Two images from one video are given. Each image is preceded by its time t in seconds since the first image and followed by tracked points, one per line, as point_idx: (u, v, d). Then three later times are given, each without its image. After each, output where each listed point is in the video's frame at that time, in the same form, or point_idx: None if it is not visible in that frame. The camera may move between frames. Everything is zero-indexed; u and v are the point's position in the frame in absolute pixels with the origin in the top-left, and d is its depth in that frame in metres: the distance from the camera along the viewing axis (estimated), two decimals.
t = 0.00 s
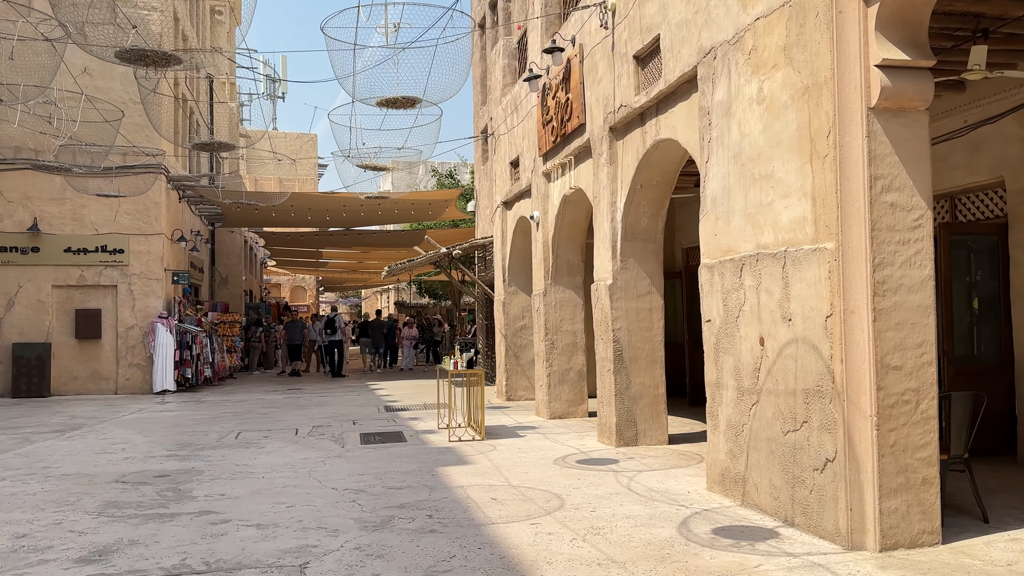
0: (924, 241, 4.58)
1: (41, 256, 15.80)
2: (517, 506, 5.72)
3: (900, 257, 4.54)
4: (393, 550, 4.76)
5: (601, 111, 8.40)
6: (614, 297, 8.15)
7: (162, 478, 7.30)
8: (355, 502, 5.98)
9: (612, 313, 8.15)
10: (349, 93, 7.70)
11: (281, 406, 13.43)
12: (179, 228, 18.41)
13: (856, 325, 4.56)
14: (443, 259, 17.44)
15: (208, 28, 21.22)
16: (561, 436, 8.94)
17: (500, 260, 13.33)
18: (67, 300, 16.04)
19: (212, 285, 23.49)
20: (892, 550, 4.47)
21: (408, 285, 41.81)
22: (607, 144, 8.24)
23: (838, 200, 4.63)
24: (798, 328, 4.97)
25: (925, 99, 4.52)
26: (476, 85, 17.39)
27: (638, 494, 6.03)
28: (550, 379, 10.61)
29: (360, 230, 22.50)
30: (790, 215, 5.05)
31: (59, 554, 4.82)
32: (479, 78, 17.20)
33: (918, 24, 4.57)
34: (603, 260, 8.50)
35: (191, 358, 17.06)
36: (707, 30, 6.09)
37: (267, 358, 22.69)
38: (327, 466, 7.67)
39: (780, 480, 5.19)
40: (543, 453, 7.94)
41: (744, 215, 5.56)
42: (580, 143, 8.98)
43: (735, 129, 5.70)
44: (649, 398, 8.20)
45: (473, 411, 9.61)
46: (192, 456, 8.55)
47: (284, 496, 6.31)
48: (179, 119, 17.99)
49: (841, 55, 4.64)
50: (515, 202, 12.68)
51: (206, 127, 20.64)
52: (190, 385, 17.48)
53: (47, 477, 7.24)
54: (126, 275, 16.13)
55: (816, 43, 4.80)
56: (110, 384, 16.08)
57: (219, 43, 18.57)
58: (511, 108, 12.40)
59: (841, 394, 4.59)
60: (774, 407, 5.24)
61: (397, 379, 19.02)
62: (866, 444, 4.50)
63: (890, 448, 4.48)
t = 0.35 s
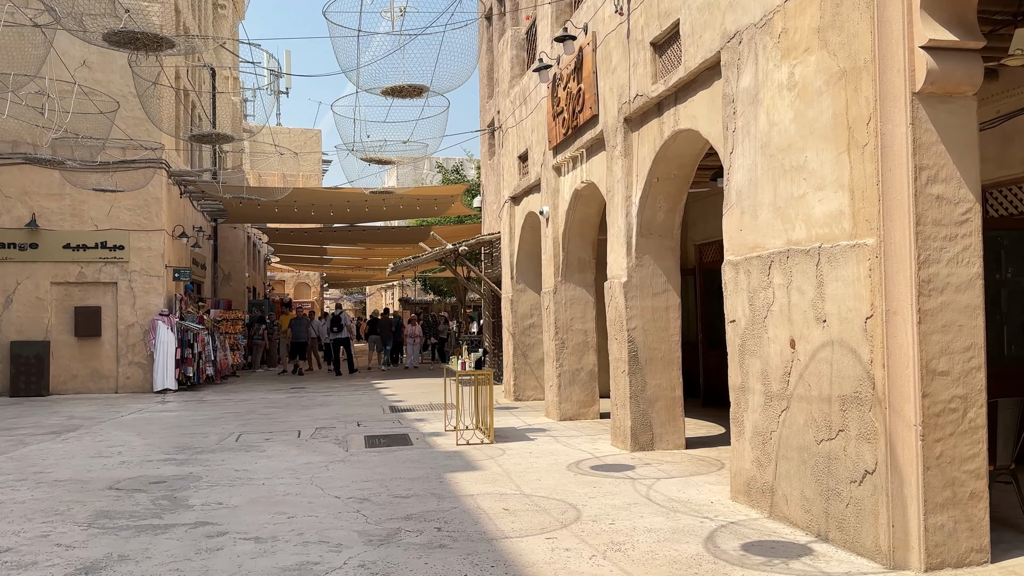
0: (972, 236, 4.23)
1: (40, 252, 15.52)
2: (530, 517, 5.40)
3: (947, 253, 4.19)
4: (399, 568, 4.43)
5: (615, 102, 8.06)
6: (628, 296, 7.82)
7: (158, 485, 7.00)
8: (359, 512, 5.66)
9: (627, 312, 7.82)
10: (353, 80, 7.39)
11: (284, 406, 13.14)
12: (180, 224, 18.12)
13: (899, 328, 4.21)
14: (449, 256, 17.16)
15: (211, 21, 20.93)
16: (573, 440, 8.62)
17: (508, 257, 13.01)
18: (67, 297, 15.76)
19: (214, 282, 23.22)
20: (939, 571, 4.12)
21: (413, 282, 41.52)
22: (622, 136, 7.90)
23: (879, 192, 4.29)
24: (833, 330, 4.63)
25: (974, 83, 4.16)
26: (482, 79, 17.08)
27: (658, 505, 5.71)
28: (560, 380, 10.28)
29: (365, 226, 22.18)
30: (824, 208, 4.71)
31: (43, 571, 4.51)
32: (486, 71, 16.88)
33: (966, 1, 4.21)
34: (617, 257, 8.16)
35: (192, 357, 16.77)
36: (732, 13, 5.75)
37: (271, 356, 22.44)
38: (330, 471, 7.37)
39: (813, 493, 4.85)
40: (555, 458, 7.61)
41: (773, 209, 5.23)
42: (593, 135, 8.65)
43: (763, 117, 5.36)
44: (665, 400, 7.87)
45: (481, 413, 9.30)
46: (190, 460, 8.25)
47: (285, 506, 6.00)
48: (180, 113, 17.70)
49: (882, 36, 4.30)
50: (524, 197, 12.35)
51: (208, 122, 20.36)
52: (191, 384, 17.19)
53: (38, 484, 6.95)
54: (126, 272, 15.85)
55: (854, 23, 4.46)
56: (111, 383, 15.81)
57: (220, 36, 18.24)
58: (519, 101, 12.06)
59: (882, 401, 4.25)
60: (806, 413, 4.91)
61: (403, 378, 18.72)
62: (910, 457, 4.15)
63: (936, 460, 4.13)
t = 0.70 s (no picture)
0: (1005, 215, 3.95)
1: (20, 242, 15.08)
2: (530, 516, 5.10)
3: (978, 233, 3.90)
4: (391, 572, 4.12)
5: (615, 83, 7.75)
6: (628, 284, 7.53)
7: (136, 482, 6.66)
8: (348, 511, 5.35)
9: (627, 301, 7.52)
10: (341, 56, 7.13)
11: (271, 400, 12.80)
12: (165, 215, 17.70)
13: (928, 314, 3.94)
14: (440, 247, 16.84)
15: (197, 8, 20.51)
16: (570, 434, 8.32)
17: (501, 247, 12.71)
18: (48, 289, 15.34)
19: (200, 274, 22.80)
20: (970, 573, 3.85)
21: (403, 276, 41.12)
22: (622, 118, 7.58)
23: (907, 168, 4.01)
24: (855, 316, 4.35)
25: (1009, 51, 3.87)
26: (474, 67, 16.76)
27: (663, 502, 5.42)
28: (556, 372, 9.98)
29: (354, 218, 21.79)
30: (845, 187, 4.43)
31: None
32: (478, 59, 16.57)
33: None
34: (616, 245, 7.86)
35: (177, 350, 16.38)
36: None
37: (259, 350, 22.08)
38: (318, 467, 7.05)
39: (831, 489, 4.58)
40: (553, 452, 7.32)
41: (788, 189, 4.95)
42: (591, 118, 8.34)
43: (776, 92, 5.07)
44: (666, 393, 7.58)
45: (474, 406, 9.00)
46: (172, 456, 7.91)
47: (270, 504, 5.68)
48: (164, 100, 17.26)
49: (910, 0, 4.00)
50: (518, 185, 12.02)
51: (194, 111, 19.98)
52: (176, 377, 16.81)
53: (10, 481, 6.60)
54: (109, 263, 15.44)
55: None
56: (93, 377, 15.40)
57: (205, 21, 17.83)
58: (513, 86, 11.74)
59: (909, 392, 3.98)
60: (824, 405, 4.63)
61: (393, 372, 18.40)
62: (939, 451, 3.88)
63: (967, 454, 3.84)
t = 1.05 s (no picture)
0: None
1: None
2: (515, 525, 4.80)
3: (998, 225, 3.63)
4: None
5: (601, 69, 7.46)
6: (615, 279, 7.25)
7: (96, 488, 6.28)
8: (321, 522, 5.01)
9: (614, 297, 7.25)
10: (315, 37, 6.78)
11: (243, 398, 12.40)
12: (133, 207, 17.16)
13: (943, 311, 3.68)
14: (418, 241, 16.50)
15: None
16: (554, 434, 8.04)
17: (481, 241, 12.40)
18: (11, 283, 14.79)
19: (171, 268, 22.24)
20: None
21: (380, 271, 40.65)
22: (609, 106, 7.30)
23: (921, 154, 3.75)
24: (863, 313, 4.09)
25: None
26: (453, 57, 16.44)
27: (656, 508, 5.14)
28: (538, 370, 9.70)
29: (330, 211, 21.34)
30: (852, 176, 4.17)
31: None
32: (457, 49, 16.25)
33: None
34: (602, 238, 7.57)
35: (146, 346, 15.88)
36: None
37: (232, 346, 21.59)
38: (291, 471, 6.71)
39: (836, 496, 4.33)
40: (537, 453, 7.03)
41: (789, 179, 4.68)
42: (576, 107, 8.04)
43: (776, 77, 4.81)
44: (654, 391, 7.32)
45: (454, 405, 8.69)
46: (136, 459, 7.51)
47: (237, 514, 5.33)
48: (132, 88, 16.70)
49: None
50: (499, 177, 11.71)
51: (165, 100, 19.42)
52: (145, 374, 16.32)
53: None
54: (74, 256, 14.89)
55: None
56: (58, 374, 14.87)
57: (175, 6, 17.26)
58: (494, 75, 11.42)
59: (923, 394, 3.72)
60: (828, 407, 4.37)
61: (370, 368, 18.02)
62: (954, 458, 3.61)
63: (986, 461, 3.57)
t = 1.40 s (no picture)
0: None
1: None
2: (495, 535, 4.47)
3: (1017, 212, 3.36)
4: None
5: (582, 53, 7.14)
6: (597, 272, 6.95)
7: (41, 496, 5.82)
8: (285, 533, 4.63)
9: (595, 290, 6.94)
10: (276, 12, 6.40)
11: (206, 396, 11.92)
12: (91, 197, 16.51)
13: (959, 305, 3.41)
14: (389, 234, 16.09)
15: None
16: (532, 434, 7.73)
17: (454, 234, 12.05)
18: None
19: (132, 261, 21.54)
20: None
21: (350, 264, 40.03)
22: (590, 90, 6.98)
23: (935, 136, 3.48)
24: (869, 308, 3.82)
25: None
26: (424, 45, 16.06)
27: (643, 514, 4.85)
28: (514, 366, 9.38)
29: (297, 203, 20.79)
30: (857, 160, 3.90)
31: None
32: (429, 37, 15.88)
33: None
34: (582, 229, 7.26)
35: (105, 342, 15.27)
36: None
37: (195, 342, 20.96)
38: (254, 475, 6.31)
39: (838, 502, 4.06)
40: (515, 455, 6.71)
41: (785, 164, 4.41)
42: (555, 92, 7.72)
43: (772, 56, 4.52)
44: (636, 389, 7.02)
45: (427, 403, 8.33)
46: (87, 463, 7.05)
47: (193, 525, 4.92)
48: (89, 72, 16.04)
49: None
50: (472, 167, 11.35)
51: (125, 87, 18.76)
52: (104, 371, 15.70)
53: None
54: (28, 248, 14.24)
55: None
56: (11, 371, 14.22)
57: None
58: (468, 61, 11.06)
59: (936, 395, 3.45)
60: (829, 408, 4.10)
61: (340, 364, 17.56)
62: (969, 463, 3.34)
63: (1005, 467, 3.30)
